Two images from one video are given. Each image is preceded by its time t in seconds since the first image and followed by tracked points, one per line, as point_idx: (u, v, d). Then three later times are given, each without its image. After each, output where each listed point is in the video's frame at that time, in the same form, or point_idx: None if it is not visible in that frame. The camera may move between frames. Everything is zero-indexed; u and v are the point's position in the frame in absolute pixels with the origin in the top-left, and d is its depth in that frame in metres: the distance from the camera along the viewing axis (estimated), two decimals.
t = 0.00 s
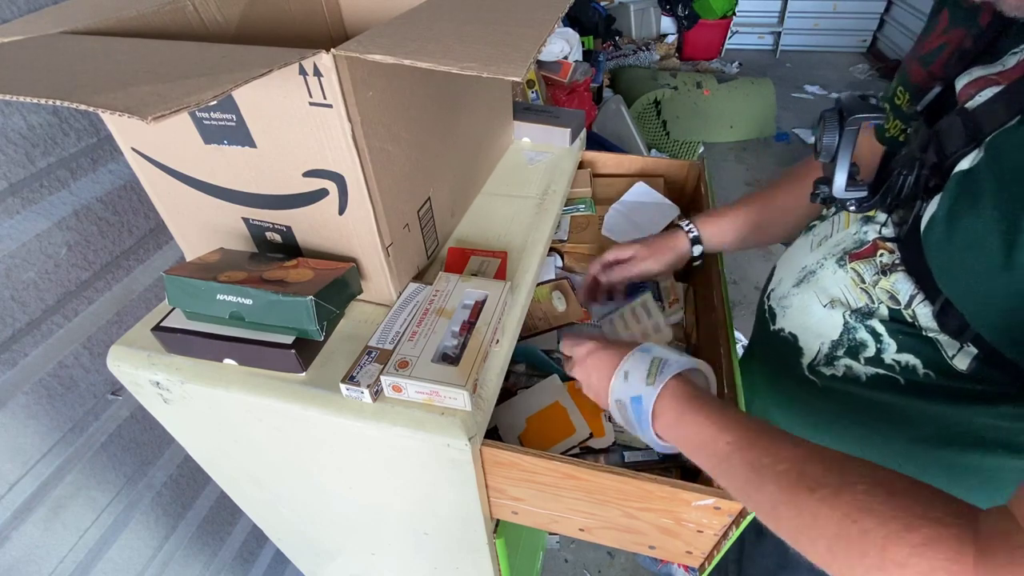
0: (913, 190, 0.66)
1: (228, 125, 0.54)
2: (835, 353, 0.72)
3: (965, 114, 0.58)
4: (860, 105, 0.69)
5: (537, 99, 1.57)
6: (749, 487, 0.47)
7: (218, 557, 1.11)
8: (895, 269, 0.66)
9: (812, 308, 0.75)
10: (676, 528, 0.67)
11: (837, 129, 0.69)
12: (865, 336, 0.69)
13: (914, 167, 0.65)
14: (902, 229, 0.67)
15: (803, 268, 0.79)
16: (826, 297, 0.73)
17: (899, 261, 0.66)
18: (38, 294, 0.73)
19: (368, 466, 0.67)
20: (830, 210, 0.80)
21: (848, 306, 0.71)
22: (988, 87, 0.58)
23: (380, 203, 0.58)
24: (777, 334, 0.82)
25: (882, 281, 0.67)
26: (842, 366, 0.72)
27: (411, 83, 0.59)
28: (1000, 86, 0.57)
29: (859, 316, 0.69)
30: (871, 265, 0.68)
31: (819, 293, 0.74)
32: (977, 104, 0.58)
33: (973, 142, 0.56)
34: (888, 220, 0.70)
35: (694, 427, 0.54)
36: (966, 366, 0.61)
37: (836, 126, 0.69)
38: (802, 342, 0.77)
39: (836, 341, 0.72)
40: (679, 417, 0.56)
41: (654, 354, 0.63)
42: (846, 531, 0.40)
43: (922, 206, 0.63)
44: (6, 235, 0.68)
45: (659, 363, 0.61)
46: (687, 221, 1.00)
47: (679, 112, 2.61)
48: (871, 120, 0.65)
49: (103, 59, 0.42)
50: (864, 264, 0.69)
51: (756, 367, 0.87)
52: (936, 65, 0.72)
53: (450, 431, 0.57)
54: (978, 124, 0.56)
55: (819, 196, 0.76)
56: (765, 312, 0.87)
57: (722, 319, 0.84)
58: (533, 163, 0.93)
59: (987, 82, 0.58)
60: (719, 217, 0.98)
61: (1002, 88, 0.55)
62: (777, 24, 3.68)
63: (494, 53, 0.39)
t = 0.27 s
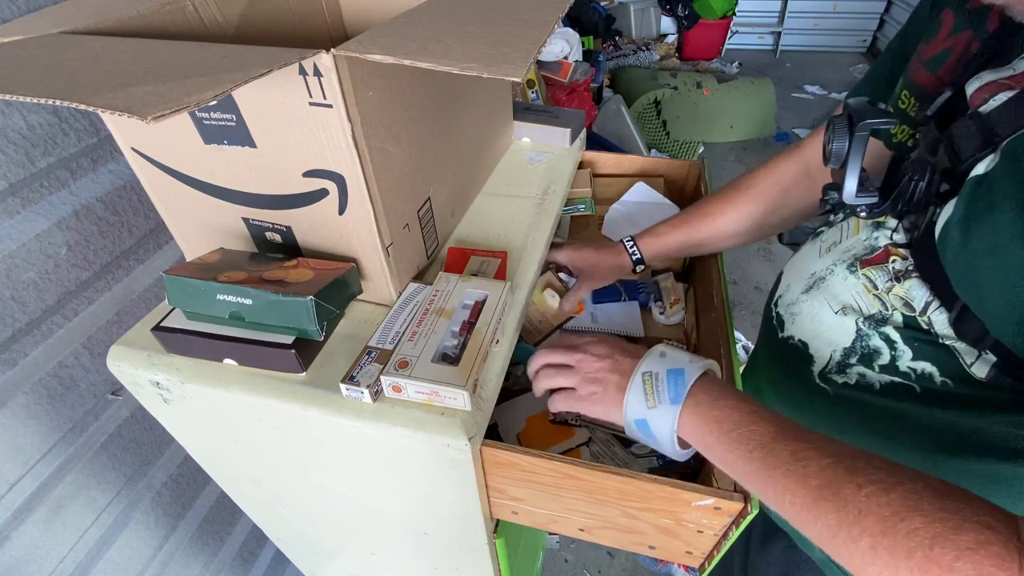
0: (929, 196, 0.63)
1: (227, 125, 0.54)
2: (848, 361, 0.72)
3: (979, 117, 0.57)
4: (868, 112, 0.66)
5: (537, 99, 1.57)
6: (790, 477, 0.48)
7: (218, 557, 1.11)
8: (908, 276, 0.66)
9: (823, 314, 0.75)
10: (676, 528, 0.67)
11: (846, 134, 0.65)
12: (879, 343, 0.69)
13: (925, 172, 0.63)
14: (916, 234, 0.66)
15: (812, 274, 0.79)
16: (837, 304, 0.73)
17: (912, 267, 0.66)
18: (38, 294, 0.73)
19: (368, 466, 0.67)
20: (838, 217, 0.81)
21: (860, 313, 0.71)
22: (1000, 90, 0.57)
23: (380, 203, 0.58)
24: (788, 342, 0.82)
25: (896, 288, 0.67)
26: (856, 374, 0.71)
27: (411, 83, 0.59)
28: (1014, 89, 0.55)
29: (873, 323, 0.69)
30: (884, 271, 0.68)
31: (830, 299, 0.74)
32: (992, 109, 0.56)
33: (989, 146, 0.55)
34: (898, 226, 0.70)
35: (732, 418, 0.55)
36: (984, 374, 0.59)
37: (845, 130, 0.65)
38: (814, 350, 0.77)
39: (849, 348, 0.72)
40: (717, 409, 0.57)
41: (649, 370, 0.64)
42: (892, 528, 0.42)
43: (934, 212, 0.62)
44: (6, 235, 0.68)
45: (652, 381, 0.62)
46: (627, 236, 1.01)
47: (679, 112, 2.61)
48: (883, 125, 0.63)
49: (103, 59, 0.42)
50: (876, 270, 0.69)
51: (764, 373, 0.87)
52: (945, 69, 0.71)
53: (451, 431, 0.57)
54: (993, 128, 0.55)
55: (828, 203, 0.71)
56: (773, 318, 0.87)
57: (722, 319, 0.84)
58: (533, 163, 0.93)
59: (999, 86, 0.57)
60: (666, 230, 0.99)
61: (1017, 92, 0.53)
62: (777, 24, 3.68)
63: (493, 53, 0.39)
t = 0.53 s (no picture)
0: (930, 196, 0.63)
1: (228, 126, 0.54)
2: (847, 360, 0.72)
3: (981, 120, 0.57)
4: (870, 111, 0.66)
5: (537, 99, 1.57)
6: (773, 467, 0.48)
7: (218, 557, 1.11)
8: (910, 275, 0.65)
9: (823, 313, 0.75)
10: (676, 528, 0.67)
11: (849, 134, 0.64)
12: (878, 343, 0.68)
13: (927, 172, 0.63)
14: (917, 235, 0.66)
15: (813, 272, 0.78)
16: (838, 303, 0.73)
17: (914, 267, 0.65)
18: (38, 294, 0.73)
19: (368, 466, 0.67)
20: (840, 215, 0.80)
21: (861, 312, 0.70)
22: (1002, 92, 0.56)
23: (380, 203, 0.58)
24: (787, 340, 0.82)
25: (897, 288, 0.66)
26: (854, 373, 0.72)
27: (411, 83, 0.59)
28: (1017, 91, 0.55)
29: (873, 322, 0.69)
30: (886, 271, 0.68)
31: (831, 298, 0.74)
32: (994, 111, 0.56)
33: (991, 149, 0.56)
34: (901, 226, 0.69)
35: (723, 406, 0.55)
36: (983, 375, 0.59)
37: (847, 131, 0.64)
38: (812, 347, 0.77)
39: (848, 347, 0.72)
40: (711, 399, 0.56)
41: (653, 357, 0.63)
42: (862, 516, 0.43)
43: (936, 213, 0.62)
44: (6, 235, 0.68)
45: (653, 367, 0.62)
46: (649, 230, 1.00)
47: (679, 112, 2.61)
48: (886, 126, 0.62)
49: (103, 59, 0.42)
50: (878, 269, 0.69)
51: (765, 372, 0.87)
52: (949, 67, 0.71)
53: (450, 431, 0.57)
54: (996, 131, 0.55)
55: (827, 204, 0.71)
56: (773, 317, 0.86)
57: (722, 320, 0.84)
58: (533, 163, 0.93)
59: (1002, 86, 0.57)
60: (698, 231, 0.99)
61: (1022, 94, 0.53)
62: (777, 24, 3.68)
63: (493, 53, 0.39)
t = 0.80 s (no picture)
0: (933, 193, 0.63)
1: (228, 125, 0.54)
2: (846, 356, 0.72)
3: (979, 117, 0.57)
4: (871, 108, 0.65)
5: (537, 99, 1.57)
6: (767, 471, 0.46)
7: (218, 557, 1.11)
8: (910, 273, 0.66)
9: (824, 309, 0.75)
10: (676, 528, 0.67)
11: (850, 133, 0.64)
12: (878, 339, 0.69)
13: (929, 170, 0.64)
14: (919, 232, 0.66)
15: (814, 270, 0.79)
16: (839, 300, 0.73)
17: (915, 265, 0.66)
18: (38, 294, 0.73)
19: (368, 466, 0.67)
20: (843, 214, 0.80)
21: (860, 308, 0.71)
22: (1002, 91, 0.56)
23: (380, 203, 0.58)
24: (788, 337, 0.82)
25: (897, 284, 0.66)
26: (853, 369, 0.72)
27: (411, 83, 0.59)
28: (1016, 91, 0.55)
29: (873, 319, 0.69)
30: (887, 268, 0.68)
31: (832, 295, 0.74)
32: (994, 108, 0.56)
33: (989, 145, 0.55)
34: (904, 224, 0.69)
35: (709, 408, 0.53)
36: (980, 372, 0.59)
37: (848, 130, 0.64)
38: (811, 345, 0.77)
39: (847, 344, 0.72)
40: (703, 402, 0.54)
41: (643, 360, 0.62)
42: (861, 524, 0.40)
43: (936, 210, 0.63)
44: (6, 234, 0.68)
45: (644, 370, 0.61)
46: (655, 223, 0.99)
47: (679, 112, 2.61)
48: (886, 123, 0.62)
49: (102, 59, 0.42)
50: (879, 267, 0.69)
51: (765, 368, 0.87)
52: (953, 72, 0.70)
53: (450, 431, 0.57)
54: (994, 128, 0.55)
55: (830, 204, 0.71)
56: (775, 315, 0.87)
57: (722, 320, 0.84)
58: (533, 163, 0.93)
59: (1002, 87, 0.57)
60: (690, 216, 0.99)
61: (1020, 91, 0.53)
62: (777, 24, 3.68)
63: (493, 53, 0.39)
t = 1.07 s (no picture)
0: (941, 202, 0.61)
1: (228, 125, 0.54)
2: (861, 365, 0.71)
3: (990, 124, 0.53)
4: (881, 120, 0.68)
5: (537, 99, 1.57)
6: (762, 441, 0.45)
7: (218, 557, 1.11)
8: (925, 280, 0.64)
9: (837, 317, 0.74)
10: (676, 528, 0.67)
11: (858, 141, 0.64)
12: (894, 348, 0.68)
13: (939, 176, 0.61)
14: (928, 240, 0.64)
15: (824, 276, 0.77)
16: (852, 308, 0.72)
17: (928, 272, 0.64)
18: (38, 294, 0.73)
19: (368, 466, 0.67)
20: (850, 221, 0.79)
21: (874, 317, 0.69)
22: (1014, 97, 0.52)
23: (380, 203, 0.58)
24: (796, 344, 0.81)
25: (912, 292, 0.65)
26: (869, 377, 0.71)
27: (411, 83, 0.59)
28: None
29: (887, 327, 0.68)
30: (900, 275, 0.66)
31: (845, 302, 0.73)
32: (1005, 117, 0.52)
33: (1002, 151, 0.52)
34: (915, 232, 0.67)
35: (714, 390, 0.53)
36: (1002, 380, 0.59)
37: (856, 138, 0.64)
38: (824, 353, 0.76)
39: (862, 353, 0.71)
40: (710, 376, 0.54)
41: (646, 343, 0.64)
42: (850, 500, 0.39)
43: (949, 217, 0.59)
44: (6, 234, 0.68)
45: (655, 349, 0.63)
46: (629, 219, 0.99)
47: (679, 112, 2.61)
48: (896, 134, 0.64)
49: (102, 58, 0.42)
50: (891, 274, 0.67)
51: (773, 372, 0.86)
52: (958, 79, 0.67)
53: (450, 431, 0.57)
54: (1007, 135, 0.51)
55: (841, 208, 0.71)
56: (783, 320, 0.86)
57: (722, 320, 0.84)
58: (533, 163, 0.93)
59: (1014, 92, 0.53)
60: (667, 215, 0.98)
61: None
62: (777, 24, 3.69)
63: (493, 53, 0.39)
